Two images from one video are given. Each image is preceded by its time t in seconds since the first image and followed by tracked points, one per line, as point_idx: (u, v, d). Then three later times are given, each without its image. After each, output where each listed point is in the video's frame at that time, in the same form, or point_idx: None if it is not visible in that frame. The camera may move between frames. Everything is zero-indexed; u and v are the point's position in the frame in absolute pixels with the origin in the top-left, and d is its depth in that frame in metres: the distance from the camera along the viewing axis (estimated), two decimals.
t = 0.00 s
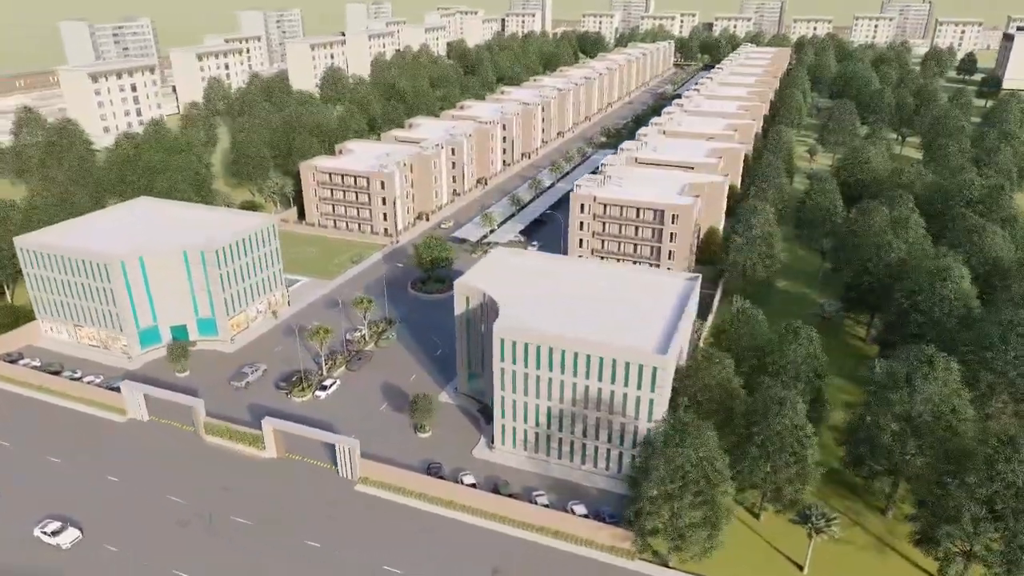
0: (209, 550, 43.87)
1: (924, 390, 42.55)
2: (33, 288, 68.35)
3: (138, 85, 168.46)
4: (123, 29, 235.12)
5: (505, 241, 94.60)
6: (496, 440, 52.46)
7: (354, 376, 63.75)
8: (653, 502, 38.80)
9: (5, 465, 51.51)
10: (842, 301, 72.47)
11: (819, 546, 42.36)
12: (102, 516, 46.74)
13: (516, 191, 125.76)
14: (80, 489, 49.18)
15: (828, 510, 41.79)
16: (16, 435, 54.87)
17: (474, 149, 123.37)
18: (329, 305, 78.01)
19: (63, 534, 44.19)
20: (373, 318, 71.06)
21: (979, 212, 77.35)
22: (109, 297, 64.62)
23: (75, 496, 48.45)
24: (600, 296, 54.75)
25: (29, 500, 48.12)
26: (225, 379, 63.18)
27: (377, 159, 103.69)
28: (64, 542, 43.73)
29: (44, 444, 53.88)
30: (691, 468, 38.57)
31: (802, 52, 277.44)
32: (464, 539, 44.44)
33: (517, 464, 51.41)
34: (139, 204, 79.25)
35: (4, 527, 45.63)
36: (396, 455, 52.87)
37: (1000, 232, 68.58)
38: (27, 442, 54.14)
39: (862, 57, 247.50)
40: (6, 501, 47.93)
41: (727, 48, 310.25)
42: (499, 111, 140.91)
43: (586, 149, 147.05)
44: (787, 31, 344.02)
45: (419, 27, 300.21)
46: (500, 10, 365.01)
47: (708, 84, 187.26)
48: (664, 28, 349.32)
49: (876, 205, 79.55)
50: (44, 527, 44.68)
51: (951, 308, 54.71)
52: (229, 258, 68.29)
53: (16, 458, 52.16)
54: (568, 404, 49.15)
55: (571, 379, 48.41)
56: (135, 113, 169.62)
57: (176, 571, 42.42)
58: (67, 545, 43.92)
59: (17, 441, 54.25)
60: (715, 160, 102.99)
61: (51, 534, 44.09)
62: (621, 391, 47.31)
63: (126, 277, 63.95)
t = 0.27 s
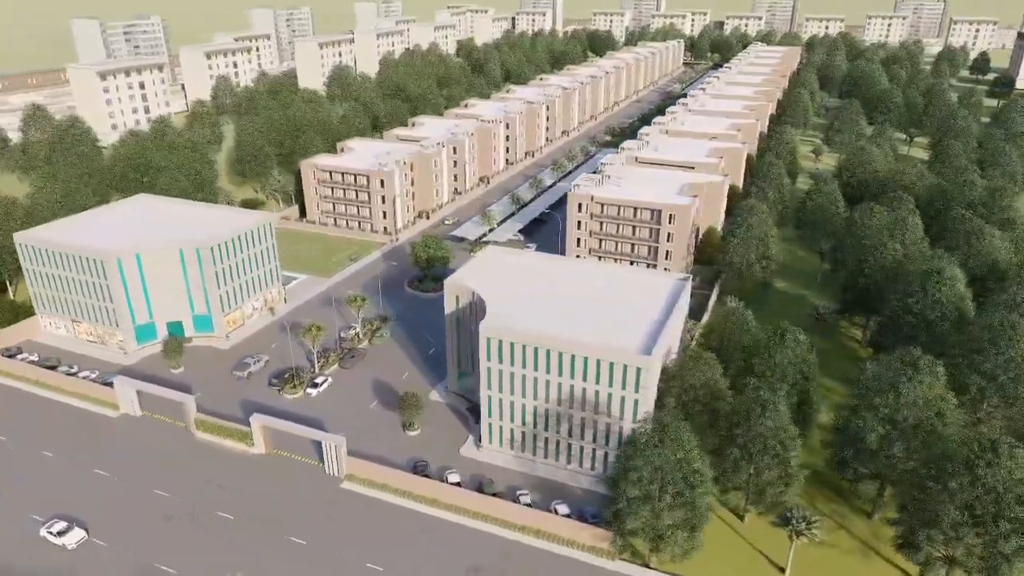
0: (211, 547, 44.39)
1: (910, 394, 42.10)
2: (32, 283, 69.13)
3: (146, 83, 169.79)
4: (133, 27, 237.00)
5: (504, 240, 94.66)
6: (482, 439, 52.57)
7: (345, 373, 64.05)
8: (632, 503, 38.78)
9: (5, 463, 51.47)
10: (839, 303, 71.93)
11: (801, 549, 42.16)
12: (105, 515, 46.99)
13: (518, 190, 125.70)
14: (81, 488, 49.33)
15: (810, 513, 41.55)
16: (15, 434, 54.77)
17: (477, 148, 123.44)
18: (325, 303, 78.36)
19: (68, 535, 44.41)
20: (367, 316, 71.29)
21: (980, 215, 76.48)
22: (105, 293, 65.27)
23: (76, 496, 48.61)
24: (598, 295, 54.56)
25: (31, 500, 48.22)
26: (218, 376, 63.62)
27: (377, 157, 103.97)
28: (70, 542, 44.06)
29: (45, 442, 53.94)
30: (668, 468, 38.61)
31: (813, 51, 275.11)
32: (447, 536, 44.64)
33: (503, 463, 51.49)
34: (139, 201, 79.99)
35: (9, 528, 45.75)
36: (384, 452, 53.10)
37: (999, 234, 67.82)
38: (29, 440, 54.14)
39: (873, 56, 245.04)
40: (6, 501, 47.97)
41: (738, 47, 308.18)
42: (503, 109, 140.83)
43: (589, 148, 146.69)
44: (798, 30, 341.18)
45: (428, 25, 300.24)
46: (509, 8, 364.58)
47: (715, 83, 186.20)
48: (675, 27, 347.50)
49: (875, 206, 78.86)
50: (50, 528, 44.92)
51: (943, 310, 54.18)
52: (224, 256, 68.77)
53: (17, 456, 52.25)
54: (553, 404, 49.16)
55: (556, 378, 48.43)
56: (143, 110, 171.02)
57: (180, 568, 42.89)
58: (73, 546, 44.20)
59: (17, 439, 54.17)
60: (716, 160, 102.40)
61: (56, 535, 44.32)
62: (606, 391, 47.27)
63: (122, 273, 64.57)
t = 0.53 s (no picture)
0: (213, 544, 44.30)
1: (895, 397, 41.75)
2: (31, 279, 69.92)
3: (154, 81, 171.14)
4: (144, 25, 238.89)
5: (502, 239, 94.75)
6: (470, 438, 52.65)
7: (338, 371, 64.37)
8: (611, 504, 38.76)
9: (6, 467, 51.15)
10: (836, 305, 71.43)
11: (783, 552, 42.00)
12: (109, 515, 46.71)
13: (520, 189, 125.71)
14: (84, 489, 49.08)
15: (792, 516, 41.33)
16: (16, 436, 54.49)
17: (479, 147, 123.58)
18: (321, 301, 78.72)
19: (73, 535, 44.05)
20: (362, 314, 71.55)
21: (980, 217, 75.74)
22: (102, 289, 65.94)
23: (77, 496, 48.39)
24: (593, 295, 54.43)
25: (34, 502, 47.89)
26: (212, 372, 64.08)
27: (378, 156, 104.32)
28: (74, 543, 43.66)
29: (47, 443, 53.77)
30: (647, 470, 38.54)
31: (824, 50, 273.11)
32: (430, 535, 44.73)
33: (489, 462, 51.57)
34: (138, 198, 80.79)
35: (13, 530, 45.34)
36: (371, 450, 53.31)
37: (998, 236, 67.07)
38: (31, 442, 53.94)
39: (884, 55, 242.73)
40: (6, 502, 47.74)
41: (748, 46, 306.21)
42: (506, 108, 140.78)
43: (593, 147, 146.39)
44: (811, 29, 338.47)
45: (437, 24, 300.48)
46: (520, 7, 364.27)
47: (722, 82, 185.18)
48: (685, 26, 345.76)
49: (875, 207, 78.25)
50: (55, 528, 44.58)
51: (936, 313, 53.68)
52: (220, 253, 69.32)
53: (20, 458, 51.98)
54: (539, 403, 49.16)
55: (542, 378, 48.42)
56: (151, 107, 172.35)
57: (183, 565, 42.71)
58: (78, 547, 43.79)
59: (19, 442, 53.87)
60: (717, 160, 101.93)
61: (61, 535, 43.97)
62: (591, 391, 47.28)
63: (118, 270, 65.20)
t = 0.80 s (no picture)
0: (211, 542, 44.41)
1: (879, 401, 41.41)
2: (31, 275, 70.81)
3: (163, 79, 172.36)
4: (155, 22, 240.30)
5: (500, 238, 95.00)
6: (457, 436, 52.76)
7: (330, 368, 64.69)
8: (589, 506, 38.88)
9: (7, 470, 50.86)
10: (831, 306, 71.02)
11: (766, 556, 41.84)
12: (112, 516, 46.57)
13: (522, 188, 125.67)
14: (85, 491, 48.90)
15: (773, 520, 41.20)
16: (17, 439, 54.21)
17: (481, 146, 123.64)
18: (318, 298, 79.09)
19: (77, 537, 43.88)
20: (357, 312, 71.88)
21: (981, 219, 74.87)
22: (99, 285, 66.72)
23: (78, 496, 48.32)
24: (582, 298, 54.55)
25: (36, 505, 47.63)
26: (206, 368, 64.57)
27: (378, 154, 104.61)
28: (78, 545, 43.40)
29: (49, 446, 53.57)
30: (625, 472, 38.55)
31: (835, 50, 270.49)
32: (412, 534, 44.85)
33: (476, 460, 51.65)
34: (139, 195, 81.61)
35: (16, 534, 45.10)
36: (359, 447, 53.48)
37: (996, 238, 66.31)
38: (33, 444, 53.70)
39: (897, 55, 240.13)
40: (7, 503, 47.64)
41: (759, 44, 303.81)
42: (510, 107, 140.70)
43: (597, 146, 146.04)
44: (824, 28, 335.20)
45: (446, 21, 300.25)
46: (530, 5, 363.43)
47: (729, 81, 183.99)
48: (696, 24, 343.50)
49: (873, 209, 77.62)
50: (59, 530, 44.40)
51: (927, 316, 53.27)
52: (217, 251, 69.84)
53: (22, 462, 51.74)
54: (524, 404, 49.16)
55: (527, 378, 48.38)
56: (159, 104, 173.53)
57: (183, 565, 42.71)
58: (83, 550, 43.60)
59: (20, 445, 53.62)
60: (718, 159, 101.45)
61: (65, 537, 43.80)
62: (575, 391, 47.31)
63: (114, 266, 65.97)
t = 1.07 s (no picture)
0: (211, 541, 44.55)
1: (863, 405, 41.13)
2: (31, 271, 71.70)
3: (171, 76, 173.63)
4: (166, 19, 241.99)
5: (498, 236, 95.18)
6: (443, 435, 52.89)
7: (323, 366, 65.03)
8: (567, 507, 38.94)
9: (8, 472, 50.61)
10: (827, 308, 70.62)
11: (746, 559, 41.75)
12: (114, 517, 46.54)
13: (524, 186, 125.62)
14: (86, 492, 48.78)
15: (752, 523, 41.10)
16: (18, 439, 54.08)
17: (484, 144, 123.63)
18: (315, 295, 79.50)
19: (81, 539, 43.79)
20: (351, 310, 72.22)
21: (982, 221, 74.02)
22: (96, 281, 67.44)
23: (81, 495, 48.35)
24: (570, 299, 54.52)
25: (38, 506, 47.48)
26: (200, 364, 65.13)
27: (379, 152, 104.91)
28: (82, 547, 43.38)
29: (50, 445, 53.50)
30: (604, 474, 38.59)
31: (847, 48, 267.95)
32: (394, 532, 45.07)
33: (462, 459, 51.77)
34: (140, 193, 82.48)
35: (18, 536, 44.93)
36: (347, 444, 53.72)
37: (994, 241, 65.65)
38: (35, 445, 53.56)
39: (909, 54, 237.41)
40: (10, 503, 47.66)
41: (770, 43, 301.53)
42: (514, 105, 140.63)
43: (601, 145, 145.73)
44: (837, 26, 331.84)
45: (456, 19, 300.13)
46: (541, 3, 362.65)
47: (737, 80, 182.81)
48: (708, 22, 341.36)
49: (872, 210, 77.11)
50: (63, 532, 44.23)
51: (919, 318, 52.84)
52: (213, 248, 70.47)
53: (23, 463, 51.56)
54: (510, 403, 49.16)
55: (512, 378, 48.43)
56: (167, 101, 174.83)
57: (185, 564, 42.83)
58: (87, 552, 43.52)
59: (21, 445, 53.46)
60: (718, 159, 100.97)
61: (69, 539, 43.68)
62: (559, 391, 47.31)
63: (111, 262, 66.67)
